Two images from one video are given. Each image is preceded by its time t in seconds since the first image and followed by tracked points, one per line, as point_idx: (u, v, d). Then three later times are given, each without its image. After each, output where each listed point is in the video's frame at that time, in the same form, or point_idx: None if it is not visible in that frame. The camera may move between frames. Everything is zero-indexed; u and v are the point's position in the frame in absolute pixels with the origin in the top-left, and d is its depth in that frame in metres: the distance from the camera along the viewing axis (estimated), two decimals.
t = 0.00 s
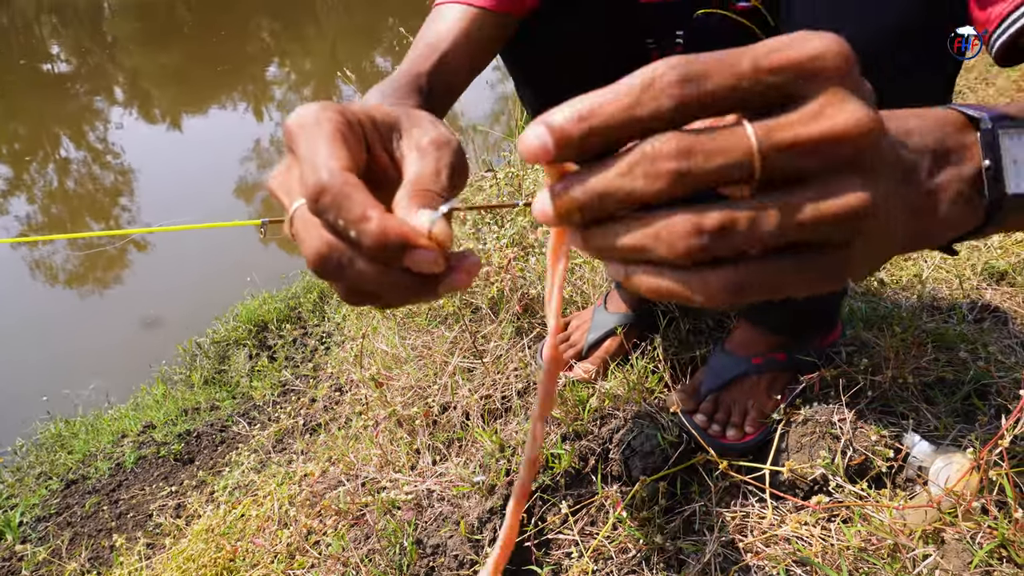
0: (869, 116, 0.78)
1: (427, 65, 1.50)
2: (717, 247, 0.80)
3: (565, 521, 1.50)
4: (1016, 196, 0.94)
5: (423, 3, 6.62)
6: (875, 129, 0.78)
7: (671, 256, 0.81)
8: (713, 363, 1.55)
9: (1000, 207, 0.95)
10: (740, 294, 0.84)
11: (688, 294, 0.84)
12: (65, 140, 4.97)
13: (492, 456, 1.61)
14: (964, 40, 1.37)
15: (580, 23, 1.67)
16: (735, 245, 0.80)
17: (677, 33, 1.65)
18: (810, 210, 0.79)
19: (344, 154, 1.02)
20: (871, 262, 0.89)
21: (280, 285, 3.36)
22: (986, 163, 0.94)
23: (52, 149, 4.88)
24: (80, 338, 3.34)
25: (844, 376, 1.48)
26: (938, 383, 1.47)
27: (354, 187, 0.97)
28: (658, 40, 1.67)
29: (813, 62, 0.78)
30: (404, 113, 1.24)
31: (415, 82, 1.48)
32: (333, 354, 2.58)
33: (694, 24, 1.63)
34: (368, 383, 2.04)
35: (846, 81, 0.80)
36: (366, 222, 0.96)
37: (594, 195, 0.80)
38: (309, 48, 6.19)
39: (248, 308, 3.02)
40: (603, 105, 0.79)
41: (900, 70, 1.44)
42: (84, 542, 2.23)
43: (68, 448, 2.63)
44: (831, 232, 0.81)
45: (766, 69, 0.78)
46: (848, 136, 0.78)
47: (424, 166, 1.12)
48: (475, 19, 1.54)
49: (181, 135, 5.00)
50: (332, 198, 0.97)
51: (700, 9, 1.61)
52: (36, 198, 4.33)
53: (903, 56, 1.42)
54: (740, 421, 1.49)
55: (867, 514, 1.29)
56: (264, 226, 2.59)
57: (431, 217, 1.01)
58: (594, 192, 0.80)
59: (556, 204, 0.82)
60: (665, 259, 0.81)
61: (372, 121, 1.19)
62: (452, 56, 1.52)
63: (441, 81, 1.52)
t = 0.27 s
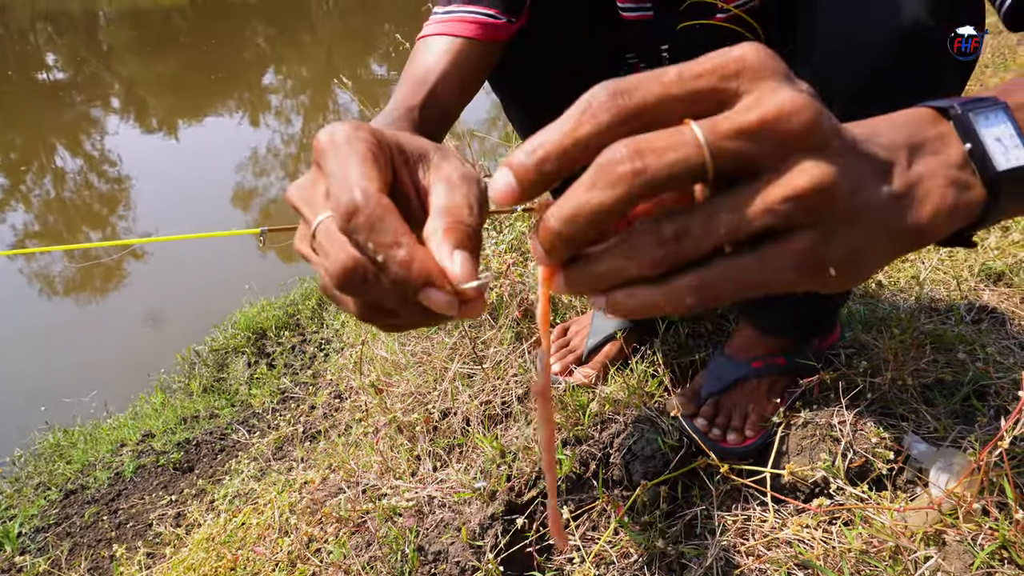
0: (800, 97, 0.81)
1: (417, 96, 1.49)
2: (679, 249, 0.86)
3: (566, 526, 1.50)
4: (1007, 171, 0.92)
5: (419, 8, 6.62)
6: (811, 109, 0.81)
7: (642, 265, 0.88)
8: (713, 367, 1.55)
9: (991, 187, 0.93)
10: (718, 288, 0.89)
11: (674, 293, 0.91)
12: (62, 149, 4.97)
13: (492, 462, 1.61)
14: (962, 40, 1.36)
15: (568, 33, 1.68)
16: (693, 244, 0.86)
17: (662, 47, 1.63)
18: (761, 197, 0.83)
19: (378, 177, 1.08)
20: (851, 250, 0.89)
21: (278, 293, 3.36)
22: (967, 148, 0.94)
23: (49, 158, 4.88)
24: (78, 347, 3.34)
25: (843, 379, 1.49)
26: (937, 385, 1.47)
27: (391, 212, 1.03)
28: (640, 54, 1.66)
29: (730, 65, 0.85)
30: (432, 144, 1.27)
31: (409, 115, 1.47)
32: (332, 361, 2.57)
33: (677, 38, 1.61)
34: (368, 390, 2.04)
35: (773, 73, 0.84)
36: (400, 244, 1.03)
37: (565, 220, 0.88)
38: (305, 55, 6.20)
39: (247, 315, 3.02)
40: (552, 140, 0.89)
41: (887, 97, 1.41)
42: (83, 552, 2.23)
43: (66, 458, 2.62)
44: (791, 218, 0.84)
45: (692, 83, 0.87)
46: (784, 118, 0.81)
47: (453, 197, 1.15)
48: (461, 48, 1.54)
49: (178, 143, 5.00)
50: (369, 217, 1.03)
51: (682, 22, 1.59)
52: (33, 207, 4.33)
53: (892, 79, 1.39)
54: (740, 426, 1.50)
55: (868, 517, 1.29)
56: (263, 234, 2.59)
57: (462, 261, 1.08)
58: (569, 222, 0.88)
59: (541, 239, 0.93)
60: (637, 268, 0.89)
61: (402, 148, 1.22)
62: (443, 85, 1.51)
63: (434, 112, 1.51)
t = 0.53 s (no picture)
0: (779, 123, 0.84)
1: (417, 97, 1.54)
2: (660, 260, 0.85)
3: (565, 531, 1.49)
4: (981, 224, 0.96)
5: (415, 12, 6.62)
6: (789, 133, 0.83)
7: (624, 276, 0.87)
8: (711, 371, 1.55)
9: (965, 238, 0.97)
10: (699, 306, 0.88)
11: (653, 313, 0.89)
12: (59, 156, 4.97)
13: (490, 466, 1.60)
14: (964, 39, 1.22)
15: (566, 34, 1.68)
16: (675, 256, 0.85)
17: (655, 52, 1.61)
18: (740, 214, 0.83)
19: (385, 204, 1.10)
20: (828, 280, 0.89)
21: (276, 298, 3.35)
22: (941, 202, 0.98)
23: (46, 166, 4.88)
24: (75, 355, 3.32)
25: (841, 381, 1.48)
26: (935, 386, 1.47)
27: (399, 237, 1.05)
28: (636, 57, 1.66)
29: (712, 98, 0.89)
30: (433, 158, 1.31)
31: (408, 114, 1.51)
32: (330, 366, 2.56)
33: (670, 44, 1.58)
34: (365, 395, 2.05)
35: (753, 107, 0.88)
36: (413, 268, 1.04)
37: (548, 225, 0.87)
38: (302, 59, 6.20)
39: (244, 321, 3.00)
40: (540, 153, 0.90)
41: (888, 111, 1.37)
42: (81, 561, 2.22)
43: (64, 466, 2.61)
44: (772, 234, 0.83)
45: (675, 107, 0.89)
46: (763, 141, 0.82)
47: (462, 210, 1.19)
48: (460, 49, 1.58)
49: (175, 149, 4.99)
50: (379, 245, 1.04)
51: (676, 28, 1.56)
52: (30, 215, 4.32)
53: (890, 92, 1.35)
54: (738, 429, 1.49)
55: (867, 518, 1.28)
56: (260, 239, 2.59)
57: (472, 272, 1.09)
58: (549, 227, 0.87)
59: (525, 248, 0.91)
60: (618, 280, 0.88)
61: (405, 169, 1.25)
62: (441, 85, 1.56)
63: (432, 111, 1.55)
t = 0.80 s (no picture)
0: (748, 144, 0.86)
1: (416, 96, 1.57)
2: (646, 242, 0.80)
3: (564, 533, 1.49)
4: (956, 253, 0.99)
5: (412, 14, 6.62)
6: (757, 154, 0.85)
7: (603, 256, 0.81)
8: (707, 374, 1.56)
9: (940, 266, 1.01)
10: (675, 303, 0.83)
11: (629, 308, 0.84)
12: (55, 159, 4.96)
13: (488, 469, 1.60)
14: (963, 39, 1.17)
15: (566, 33, 1.67)
16: (661, 242, 0.80)
17: (656, 57, 1.61)
18: (719, 217, 0.83)
19: (367, 214, 1.13)
20: (799, 298, 0.90)
21: (273, 301, 3.35)
22: (919, 229, 1.02)
23: (42, 169, 4.87)
24: (71, 358, 3.31)
25: (838, 383, 1.47)
26: (932, 387, 1.47)
27: (371, 249, 1.08)
28: (636, 60, 1.66)
29: (685, 116, 0.89)
30: (428, 161, 1.32)
31: (406, 112, 1.55)
32: (328, 369, 2.56)
33: (671, 49, 1.57)
34: (364, 398, 2.06)
35: (725, 127, 0.89)
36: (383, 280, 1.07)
37: (513, 234, 0.88)
38: (299, 62, 6.19)
39: (241, 324, 2.99)
40: (510, 167, 0.91)
41: (888, 117, 1.38)
42: (79, 565, 2.22)
43: (61, 470, 2.60)
44: (742, 247, 0.84)
45: (646, 125, 0.90)
46: (731, 159, 0.84)
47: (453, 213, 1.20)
48: (461, 50, 1.61)
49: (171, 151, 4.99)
50: (353, 258, 1.09)
51: (677, 33, 1.56)
52: (26, 218, 4.31)
53: (890, 98, 1.36)
54: (736, 431, 1.49)
55: (865, 520, 1.28)
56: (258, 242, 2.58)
57: (451, 272, 1.08)
58: (514, 234, 0.88)
59: (491, 256, 0.92)
60: (597, 260, 0.81)
61: (400, 172, 1.27)
62: (440, 85, 1.59)
63: (431, 110, 1.59)
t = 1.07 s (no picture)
0: (768, 141, 0.86)
1: (419, 97, 1.58)
2: (654, 248, 0.81)
3: (566, 535, 1.48)
4: (957, 262, 0.99)
5: (409, 14, 6.60)
6: (778, 151, 0.85)
7: (614, 259, 0.81)
8: (710, 375, 1.57)
9: (942, 274, 1.01)
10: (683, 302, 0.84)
11: (637, 307, 0.83)
12: (52, 160, 4.95)
13: (490, 470, 1.60)
14: (963, 39, 1.18)
15: (569, 27, 1.67)
16: (669, 246, 0.81)
17: (658, 58, 1.62)
18: (732, 219, 0.83)
19: (402, 220, 1.13)
20: (807, 298, 0.91)
21: (272, 302, 3.34)
22: (920, 239, 1.02)
23: (39, 171, 4.85)
24: (69, 360, 3.30)
25: (841, 383, 1.48)
26: (934, 387, 1.47)
27: (409, 258, 1.07)
28: (639, 62, 1.67)
29: (707, 110, 0.90)
30: (459, 166, 1.34)
31: (409, 113, 1.55)
32: (327, 370, 2.56)
33: (675, 50, 1.58)
34: (364, 399, 2.06)
35: (745, 124, 0.89)
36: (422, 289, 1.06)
37: (531, 222, 0.88)
38: (296, 62, 6.18)
39: (240, 325, 2.98)
40: (535, 143, 0.91)
41: (890, 116, 1.38)
42: (78, 568, 2.21)
43: (60, 472, 2.59)
44: (755, 247, 0.85)
45: (669, 116, 0.90)
46: (752, 155, 0.84)
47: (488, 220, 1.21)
48: (463, 51, 1.61)
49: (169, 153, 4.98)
50: (391, 265, 1.07)
51: (680, 33, 1.56)
52: (24, 219, 4.30)
53: (893, 98, 1.36)
54: (739, 432, 1.51)
55: (868, 520, 1.28)
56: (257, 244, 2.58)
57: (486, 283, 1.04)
58: (532, 224, 0.88)
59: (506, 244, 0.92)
60: (608, 262, 0.82)
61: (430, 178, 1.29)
62: (442, 86, 1.60)
63: (433, 110, 1.59)
